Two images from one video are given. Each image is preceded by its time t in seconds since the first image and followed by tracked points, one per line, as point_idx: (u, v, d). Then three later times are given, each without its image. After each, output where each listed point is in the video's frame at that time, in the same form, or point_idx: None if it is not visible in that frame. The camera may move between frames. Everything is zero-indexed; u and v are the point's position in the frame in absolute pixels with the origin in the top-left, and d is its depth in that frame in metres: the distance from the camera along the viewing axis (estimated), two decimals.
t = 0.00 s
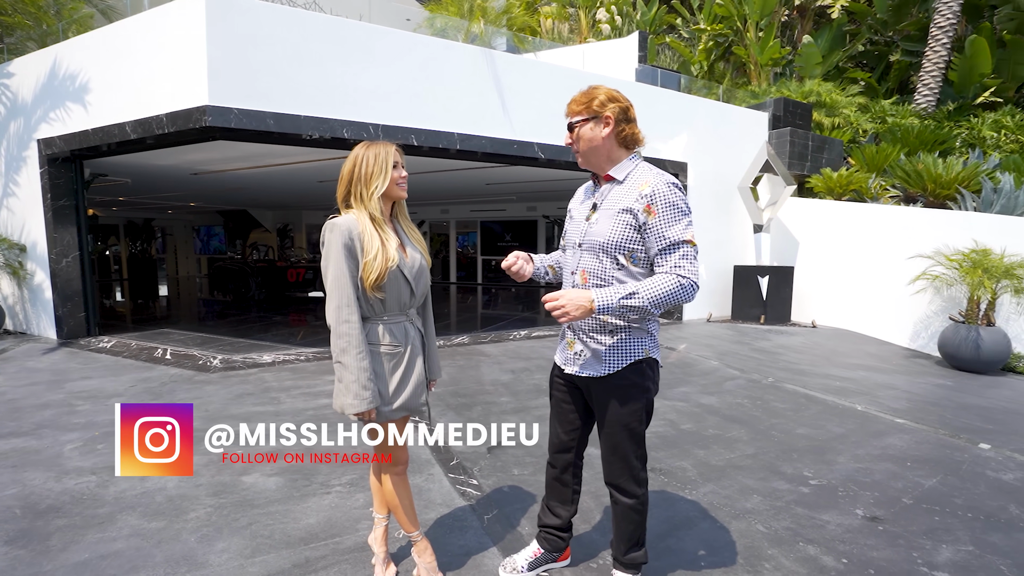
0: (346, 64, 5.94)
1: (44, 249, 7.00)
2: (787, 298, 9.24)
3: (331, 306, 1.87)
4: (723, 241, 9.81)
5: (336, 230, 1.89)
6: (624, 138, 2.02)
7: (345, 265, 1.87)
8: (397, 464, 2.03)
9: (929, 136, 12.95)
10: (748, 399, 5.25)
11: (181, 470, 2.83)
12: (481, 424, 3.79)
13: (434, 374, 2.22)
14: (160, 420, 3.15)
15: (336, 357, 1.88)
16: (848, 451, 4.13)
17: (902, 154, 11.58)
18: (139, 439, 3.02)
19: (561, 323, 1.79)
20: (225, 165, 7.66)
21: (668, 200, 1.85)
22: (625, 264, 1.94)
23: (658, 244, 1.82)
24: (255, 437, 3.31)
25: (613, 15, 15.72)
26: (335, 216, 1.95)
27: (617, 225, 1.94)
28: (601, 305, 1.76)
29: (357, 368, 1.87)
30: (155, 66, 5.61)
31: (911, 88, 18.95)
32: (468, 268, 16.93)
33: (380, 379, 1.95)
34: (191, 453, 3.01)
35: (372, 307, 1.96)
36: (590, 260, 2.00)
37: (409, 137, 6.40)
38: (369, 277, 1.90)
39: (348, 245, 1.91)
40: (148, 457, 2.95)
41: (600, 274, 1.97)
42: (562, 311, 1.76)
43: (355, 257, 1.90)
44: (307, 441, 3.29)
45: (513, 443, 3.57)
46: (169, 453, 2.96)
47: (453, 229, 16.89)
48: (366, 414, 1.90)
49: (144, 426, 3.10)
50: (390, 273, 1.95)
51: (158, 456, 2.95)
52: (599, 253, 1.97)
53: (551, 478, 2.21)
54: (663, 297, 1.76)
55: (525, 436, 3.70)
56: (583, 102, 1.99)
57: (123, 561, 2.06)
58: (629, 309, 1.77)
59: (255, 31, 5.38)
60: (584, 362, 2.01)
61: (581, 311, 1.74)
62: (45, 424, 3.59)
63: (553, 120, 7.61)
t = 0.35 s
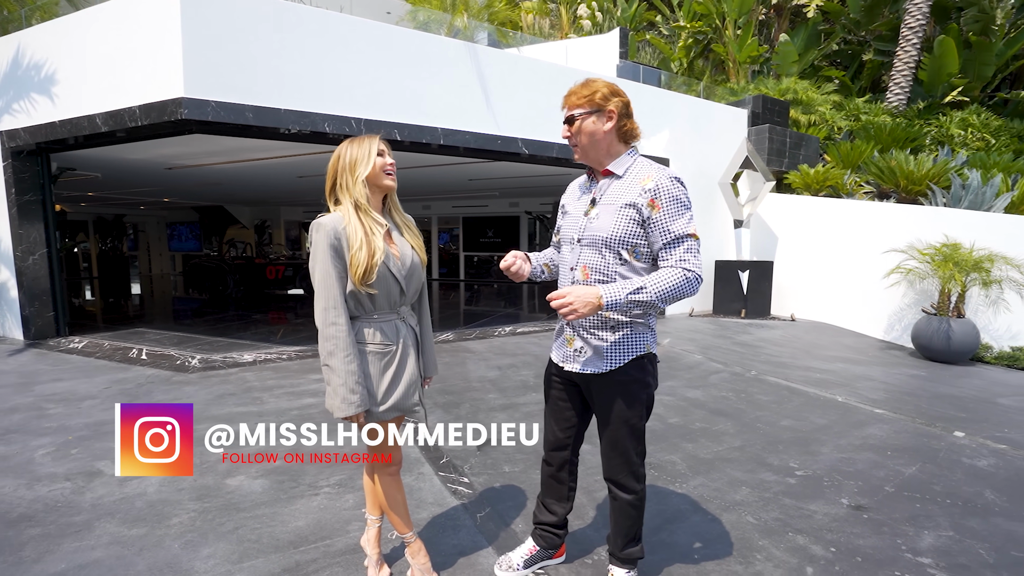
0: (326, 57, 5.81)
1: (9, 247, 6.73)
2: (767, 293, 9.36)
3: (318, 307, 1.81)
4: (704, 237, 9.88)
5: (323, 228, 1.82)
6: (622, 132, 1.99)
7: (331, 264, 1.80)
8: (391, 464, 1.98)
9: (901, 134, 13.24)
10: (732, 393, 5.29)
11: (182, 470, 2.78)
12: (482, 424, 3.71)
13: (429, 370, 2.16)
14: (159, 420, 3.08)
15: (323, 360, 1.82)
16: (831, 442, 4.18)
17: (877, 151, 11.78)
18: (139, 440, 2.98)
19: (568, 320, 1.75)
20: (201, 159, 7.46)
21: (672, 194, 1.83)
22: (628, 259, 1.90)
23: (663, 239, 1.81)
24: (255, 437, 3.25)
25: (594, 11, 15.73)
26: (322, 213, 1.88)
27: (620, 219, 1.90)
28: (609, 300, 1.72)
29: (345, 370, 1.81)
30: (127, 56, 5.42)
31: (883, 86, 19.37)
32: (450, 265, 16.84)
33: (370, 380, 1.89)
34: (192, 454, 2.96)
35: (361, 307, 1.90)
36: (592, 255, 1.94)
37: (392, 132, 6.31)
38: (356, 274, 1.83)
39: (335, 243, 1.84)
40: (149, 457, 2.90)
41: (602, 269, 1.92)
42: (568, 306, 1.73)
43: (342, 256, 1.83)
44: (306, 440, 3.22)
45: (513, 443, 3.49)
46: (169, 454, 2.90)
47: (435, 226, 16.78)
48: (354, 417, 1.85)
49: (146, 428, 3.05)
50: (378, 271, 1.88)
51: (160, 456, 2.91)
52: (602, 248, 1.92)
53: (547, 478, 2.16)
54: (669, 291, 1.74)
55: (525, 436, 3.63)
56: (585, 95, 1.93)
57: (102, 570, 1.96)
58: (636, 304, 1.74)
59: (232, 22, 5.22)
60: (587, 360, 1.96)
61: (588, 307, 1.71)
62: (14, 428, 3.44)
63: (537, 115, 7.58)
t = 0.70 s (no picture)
0: (312, 54, 5.73)
1: None
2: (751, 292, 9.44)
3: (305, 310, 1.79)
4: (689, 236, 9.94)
5: (306, 231, 1.79)
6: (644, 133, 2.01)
7: (315, 267, 1.76)
8: (388, 467, 1.95)
9: (880, 135, 13.47)
10: (720, 390, 5.32)
11: (182, 469, 2.77)
12: (482, 424, 3.69)
13: (429, 369, 2.12)
14: (160, 420, 3.13)
15: (313, 362, 1.80)
16: (819, 438, 4.22)
17: (857, 152, 11.96)
18: (139, 439, 2.98)
19: (620, 321, 1.77)
20: (182, 157, 7.32)
21: (691, 202, 1.96)
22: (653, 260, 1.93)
23: (689, 243, 1.93)
24: (255, 437, 3.23)
25: (579, 12, 15.77)
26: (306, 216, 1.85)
27: (651, 221, 1.90)
28: (659, 299, 1.80)
29: (334, 373, 1.78)
30: (106, 51, 5.29)
31: (862, 89, 19.68)
32: (436, 264, 16.76)
33: (364, 382, 1.86)
34: (192, 454, 2.96)
35: (351, 307, 1.86)
36: (621, 256, 1.89)
37: (379, 130, 6.25)
38: (343, 274, 1.79)
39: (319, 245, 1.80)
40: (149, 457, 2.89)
41: (632, 269, 1.89)
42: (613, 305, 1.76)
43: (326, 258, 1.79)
44: (307, 441, 3.20)
45: (513, 443, 3.47)
46: (169, 454, 2.90)
47: (421, 225, 16.68)
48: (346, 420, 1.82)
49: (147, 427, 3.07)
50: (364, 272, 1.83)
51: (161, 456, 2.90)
52: (634, 249, 1.89)
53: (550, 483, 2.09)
54: (695, 290, 1.90)
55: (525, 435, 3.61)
56: (640, 85, 1.88)
57: None
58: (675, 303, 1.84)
59: (215, 16, 5.13)
60: (614, 361, 1.91)
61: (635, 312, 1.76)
62: None
63: (525, 114, 7.56)
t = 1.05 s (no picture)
0: (303, 53, 5.69)
1: None
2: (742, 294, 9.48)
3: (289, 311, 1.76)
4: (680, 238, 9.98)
5: (291, 232, 1.76)
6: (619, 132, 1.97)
7: (301, 267, 1.74)
8: (382, 470, 1.92)
9: (867, 140, 13.61)
10: (713, 392, 5.33)
11: (182, 470, 2.77)
12: (482, 424, 3.69)
13: (421, 372, 2.10)
14: (159, 419, 3.05)
15: (299, 365, 1.77)
16: (810, 439, 4.23)
17: (845, 156, 12.07)
18: (139, 439, 2.94)
19: (648, 336, 1.77)
20: (171, 157, 7.24)
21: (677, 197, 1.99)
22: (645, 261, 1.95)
23: (680, 240, 1.98)
24: (255, 437, 3.22)
25: (571, 15, 15.82)
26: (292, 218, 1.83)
27: (644, 225, 1.90)
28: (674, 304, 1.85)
29: (322, 375, 1.76)
30: (93, 50, 5.22)
31: (849, 94, 19.90)
32: (427, 266, 16.71)
33: (353, 384, 1.83)
34: (192, 454, 2.95)
35: (338, 308, 1.84)
36: (617, 263, 1.88)
37: (371, 131, 6.21)
38: (328, 275, 1.76)
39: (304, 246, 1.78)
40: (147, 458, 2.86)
41: (627, 274, 1.89)
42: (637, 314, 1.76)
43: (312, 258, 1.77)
44: (307, 440, 3.18)
45: (513, 443, 3.47)
46: (169, 454, 2.88)
47: (412, 227, 16.63)
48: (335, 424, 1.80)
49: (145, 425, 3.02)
50: (350, 271, 1.81)
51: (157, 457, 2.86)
52: (630, 255, 1.88)
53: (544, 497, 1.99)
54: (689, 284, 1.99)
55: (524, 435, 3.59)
56: (612, 81, 1.86)
57: None
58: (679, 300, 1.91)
59: (207, 16, 5.08)
60: (610, 365, 1.90)
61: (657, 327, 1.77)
62: None
63: (517, 116, 7.55)
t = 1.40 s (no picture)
0: (300, 52, 5.67)
1: None
2: (739, 293, 9.47)
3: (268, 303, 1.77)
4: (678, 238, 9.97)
5: (276, 224, 1.77)
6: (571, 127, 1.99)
7: (282, 260, 1.74)
8: (360, 475, 1.87)
9: (865, 141, 13.63)
10: (710, 393, 5.32)
11: (183, 470, 2.76)
12: (481, 424, 3.68)
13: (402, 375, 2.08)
14: (159, 419, 3.01)
15: (273, 358, 1.77)
16: (808, 440, 4.23)
17: (842, 156, 12.07)
18: (139, 439, 2.92)
19: (633, 230, 1.73)
20: (168, 157, 7.21)
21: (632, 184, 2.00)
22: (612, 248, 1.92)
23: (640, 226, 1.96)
24: (255, 436, 3.21)
25: (569, 16, 15.84)
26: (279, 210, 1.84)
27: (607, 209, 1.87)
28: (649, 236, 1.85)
29: (294, 370, 1.76)
30: (89, 48, 5.19)
31: (847, 95, 19.93)
32: (425, 266, 16.71)
33: (326, 382, 1.82)
34: (192, 454, 2.94)
35: (317, 304, 1.83)
36: (585, 249, 1.83)
37: (369, 131, 6.19)
38: (306, 271, 1.75)
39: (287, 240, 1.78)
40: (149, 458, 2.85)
41: (597, 261, 1.85)
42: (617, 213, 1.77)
43: (292, 251, 1.77)
44: (307, 441, 3.15)
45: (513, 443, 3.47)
46: (169, 454, 2.87)
47: (410, 227, 16.61)
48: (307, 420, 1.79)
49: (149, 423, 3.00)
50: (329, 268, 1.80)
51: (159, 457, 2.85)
52: (597, 240, 1.84)
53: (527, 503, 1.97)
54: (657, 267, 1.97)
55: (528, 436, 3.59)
56: (556, 80, 1.89)
57: None
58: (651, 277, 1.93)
59: (203, 15, 5.06)
60: (585, 362, 1.86)
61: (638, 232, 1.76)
62: None
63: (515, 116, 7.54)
